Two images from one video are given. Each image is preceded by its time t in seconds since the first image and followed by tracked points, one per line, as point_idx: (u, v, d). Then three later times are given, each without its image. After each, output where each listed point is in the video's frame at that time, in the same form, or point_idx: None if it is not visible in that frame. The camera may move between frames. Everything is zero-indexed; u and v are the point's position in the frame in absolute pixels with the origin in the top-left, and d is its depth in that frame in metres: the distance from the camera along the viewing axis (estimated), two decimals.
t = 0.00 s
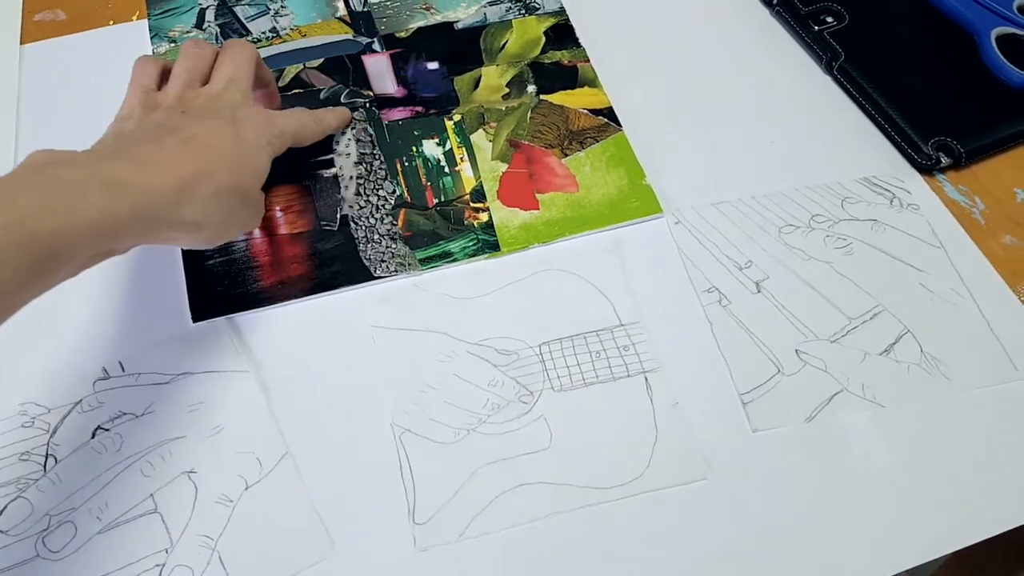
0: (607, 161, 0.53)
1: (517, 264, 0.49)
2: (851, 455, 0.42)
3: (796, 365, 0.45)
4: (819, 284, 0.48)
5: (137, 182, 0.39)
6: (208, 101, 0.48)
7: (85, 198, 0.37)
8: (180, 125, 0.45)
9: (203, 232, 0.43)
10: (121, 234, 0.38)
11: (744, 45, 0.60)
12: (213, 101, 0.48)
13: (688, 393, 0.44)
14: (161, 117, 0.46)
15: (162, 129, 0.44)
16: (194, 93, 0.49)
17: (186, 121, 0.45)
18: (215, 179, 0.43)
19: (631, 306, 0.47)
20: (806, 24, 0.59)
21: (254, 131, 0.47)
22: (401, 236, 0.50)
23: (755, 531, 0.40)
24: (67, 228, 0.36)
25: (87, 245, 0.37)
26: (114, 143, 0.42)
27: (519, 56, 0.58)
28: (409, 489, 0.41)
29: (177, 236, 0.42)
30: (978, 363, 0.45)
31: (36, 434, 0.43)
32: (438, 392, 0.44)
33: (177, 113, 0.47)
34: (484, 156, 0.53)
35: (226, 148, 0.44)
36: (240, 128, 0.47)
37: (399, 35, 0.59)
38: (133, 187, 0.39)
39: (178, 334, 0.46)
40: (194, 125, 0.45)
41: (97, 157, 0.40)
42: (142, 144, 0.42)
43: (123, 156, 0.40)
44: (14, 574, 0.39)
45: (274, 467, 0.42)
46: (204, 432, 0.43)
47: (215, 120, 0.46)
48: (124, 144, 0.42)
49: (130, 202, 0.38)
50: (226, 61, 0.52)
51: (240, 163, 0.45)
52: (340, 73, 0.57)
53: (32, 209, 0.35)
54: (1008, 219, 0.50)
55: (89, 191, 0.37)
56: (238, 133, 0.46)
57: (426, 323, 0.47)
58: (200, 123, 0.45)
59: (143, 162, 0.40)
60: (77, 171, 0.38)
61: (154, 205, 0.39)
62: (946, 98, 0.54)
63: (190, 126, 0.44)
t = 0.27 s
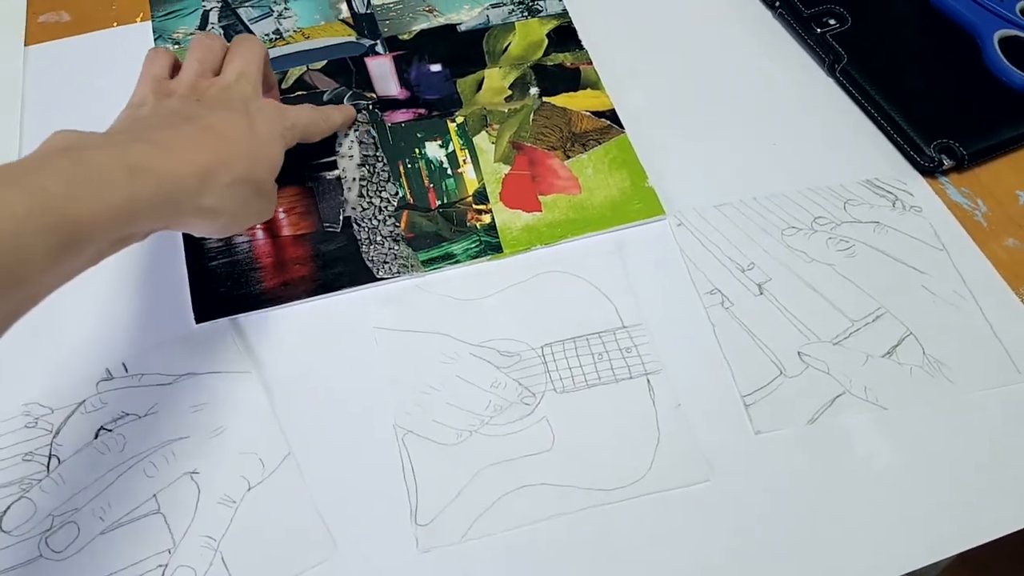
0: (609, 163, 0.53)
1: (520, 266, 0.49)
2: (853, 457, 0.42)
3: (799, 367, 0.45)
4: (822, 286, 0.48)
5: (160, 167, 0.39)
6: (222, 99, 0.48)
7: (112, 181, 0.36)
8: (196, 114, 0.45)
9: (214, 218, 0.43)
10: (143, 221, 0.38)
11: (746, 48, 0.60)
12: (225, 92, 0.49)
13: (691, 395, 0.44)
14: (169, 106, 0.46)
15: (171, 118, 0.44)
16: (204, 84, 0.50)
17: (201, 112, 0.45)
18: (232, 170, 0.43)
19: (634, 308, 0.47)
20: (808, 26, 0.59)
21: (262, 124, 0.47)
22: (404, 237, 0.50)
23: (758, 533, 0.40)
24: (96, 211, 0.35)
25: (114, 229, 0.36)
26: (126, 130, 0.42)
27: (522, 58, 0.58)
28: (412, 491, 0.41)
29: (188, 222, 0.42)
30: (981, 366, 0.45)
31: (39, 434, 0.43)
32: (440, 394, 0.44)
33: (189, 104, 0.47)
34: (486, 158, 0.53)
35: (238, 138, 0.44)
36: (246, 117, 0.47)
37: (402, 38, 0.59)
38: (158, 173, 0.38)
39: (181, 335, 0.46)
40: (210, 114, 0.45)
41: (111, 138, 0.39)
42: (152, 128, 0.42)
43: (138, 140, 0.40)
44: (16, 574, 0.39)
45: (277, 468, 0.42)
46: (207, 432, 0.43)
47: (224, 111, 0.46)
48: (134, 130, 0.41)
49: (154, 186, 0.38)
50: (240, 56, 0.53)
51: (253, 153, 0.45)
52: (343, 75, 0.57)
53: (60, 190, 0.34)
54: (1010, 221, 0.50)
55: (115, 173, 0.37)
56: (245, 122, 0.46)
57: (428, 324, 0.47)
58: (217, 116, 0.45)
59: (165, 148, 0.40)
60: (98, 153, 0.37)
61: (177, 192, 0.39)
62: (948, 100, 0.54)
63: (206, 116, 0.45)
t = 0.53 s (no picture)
0: (615, 165, 0.53)
1: (526, 267, 0.49)
2: (860, 458, 0.42)
3: (805, 369, 0.45)
4: (828, 288, 0.48)
5: (182, 167, 0.39)
6: (237, 104, 0.49)
7: (136, 180, 0.36)
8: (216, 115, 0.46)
9: (232, 219, 0.43)
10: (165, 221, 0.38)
11: (751, 50, 0.60)
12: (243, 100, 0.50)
13: (698, 396, 0.44)
14: (186, 109, 0.47)
15: (188, 119, 0.45)
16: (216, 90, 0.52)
17: (218, 112, 0.46)
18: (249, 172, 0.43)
19: (640, 309, 0.47)
20: (813, 28, 0.59)
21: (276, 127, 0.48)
22: (410, 238, 0.50)
23: (765, 534, 0.40)
24: (123, 209, 0.35)
25: (139, 228, 0.36)
26: (144, 130, 0.42)
27: (527, 60, 0.58)
28: (419, 491, 0.41)
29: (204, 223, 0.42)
30: (987, 367, 0.45)
31: (47, 434, 0.43)
32: (447, 394, 0.44)
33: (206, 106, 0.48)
34: (492, 160, 0.53)
35: (253, 140, 0.45)
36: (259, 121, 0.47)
37: (408, 39, 0.60)
38: (180, 172, 0.39)
39: (189, 335, 0.47)
40: (226, 115, 0.46)
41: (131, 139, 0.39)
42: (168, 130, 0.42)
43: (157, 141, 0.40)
44: (25, 574, 0.39)
45: (285, 468, 0.42)
46: (215, 432, 0.43)
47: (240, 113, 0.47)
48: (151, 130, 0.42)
49: (177, 186, 0.38)
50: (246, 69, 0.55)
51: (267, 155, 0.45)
52: (349, 77, 0.58)
53: (88, 188, 0.34)
54: (1016, 223, 0.50)
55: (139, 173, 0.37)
56: (258, 125, 0.47)
57: (435, 325, 0.47)
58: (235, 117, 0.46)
59: (186, 147, 0.40)
60: (121, 152, 0.37)
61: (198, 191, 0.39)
62: (954, 102, 0.54)
63: (223, 117, 0.46)
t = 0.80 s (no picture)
0: (616, 164, 0.53)
1: (528, 266, 0.49)
2: (861, 457, 0.42)
3: (806, 367, 0.45)
4: (829, 287, 0.48)
5: (184, 167, 0.39)
6: (238, 105, 0.49)
7: (139, 179, 0.37)
8: (219, 116, 0.46)
9: (234, 219, 0.43)
10: (168, 221, 0.38)
11: (752, 50, 0.60)
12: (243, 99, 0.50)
13: (699, 394, 0.44)
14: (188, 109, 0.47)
15: (190, 118, 0.45)
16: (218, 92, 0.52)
17: (219, 113, 0.46)
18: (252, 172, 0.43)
19: (642, 308, 0.47)
20: (814, 28, 0.60)
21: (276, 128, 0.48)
22: (412, 237, 0.50)
23: (766, 532, 0.40)
24: (126, 208, 0.35)
25: (141, 228, 0.36)
26: (147, 129, 0.42)
27: (529, 60, 0.59)
28: (421, 489, 0.41)
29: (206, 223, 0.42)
30: (988, 365, 0.45)
31: (50, 432, 0.43)
32: (449, 393, 0.44)
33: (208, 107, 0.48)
34: (494, 159, 0.54)
35: (255, 140, 0.45)
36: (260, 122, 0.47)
37: (409, 39, 0.60)
38: (183, 172, 0.39)
39: (191, 334, 0.47)
40: (227, 115, 0.46)
41: (133, 139, 0.39)
42: (170, 130, 0.42)
43: (160, 141, 0.40)
44: (28, 572, 0.40)
45: (287, 466, 0.42)
46: (217, 431, 0.43)
47: (240, 114, 0.47)
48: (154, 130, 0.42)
49: (180, 185, 0.38)
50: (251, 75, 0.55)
51: (269, 156, 0.45)
52: (351, 76, 0.58)
53: (92, 188, 0.34)
54: (1017, 222, 0.51)
55: (142, 172, 0.37)
56: (260, 126, 0.47)
57: (437, 324, 0.47)
58: (235, 117, 0.46)
59: (189, 147, 0.40)
60: (124, 152, 0.37)
61: (200, 191, 0.40)
62: (955, 102, 0.54)
63: (224, 117, 0.46)
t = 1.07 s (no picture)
0: (613, 166, 0.53)
1: (524, 268, 0.49)
2: (859, 459, 0.42)
3: (804, 369, 0.45)
4: (826, 288, 0.48)
5: (178, 172, 0.39)
6: (235, 111, 0.49)
7: (133, 184, 0.36)
8: (214, 122, 0.46)
9: (230, 224, 0.43)
10: (162, 225, 0.38)
11: (749, 51, 0.60)
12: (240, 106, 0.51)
13: (697, 396, 0.44)
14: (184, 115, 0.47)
15: (185, 125, 0.45)
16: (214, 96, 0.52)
17: (216, 117, 0.47)
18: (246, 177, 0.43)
19: (639, 310, 0.47)
20: (810, 29, 0.60)
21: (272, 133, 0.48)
22: (409, 240, 0.50)
23: (764, 535, 0.40)
24: (119, 213, 0.35)
25: (134, 233, 0.36)
26: (143, 135, 0.42)
27: (526, 62, 0.59)
28: (418, 492, 0.41)
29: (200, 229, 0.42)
30: (985, 367, 0.45)
31: (46, 436, 0.43)
32: (446, 396, 0.44)
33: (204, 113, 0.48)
34: (491, 161, 0.53)
35: (250, 145, 0.45)
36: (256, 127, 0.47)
37: (406, 41, 0.60)
38: (177, 177, 0.39)
39: (187, 338, 0.47)
40: (223, 121, 0.46)
41: (128, 145, 0.39)
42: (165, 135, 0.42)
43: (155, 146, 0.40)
44: None
45: (284, 470, 0.42)
46: (214, 434, 0.43)
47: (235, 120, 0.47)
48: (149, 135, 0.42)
49: (174, 190, 0.38)
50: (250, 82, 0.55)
51: (265, 161, 0.45)
52: (348, 79, 0.58)
53: (84, 193, 0.34)
54: (1013, 223, 0.51)
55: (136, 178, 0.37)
56: (255, 132, 0.47)
57: (434, 326, 0.47)
58: (229, 122, 0.46)
59: (185, 153, 0.40)
60: (118, 157, 0.37)
61: (195, 196, 0.40)
62: (951, 103, 0.54)
63: (220, 121, 0.46)
